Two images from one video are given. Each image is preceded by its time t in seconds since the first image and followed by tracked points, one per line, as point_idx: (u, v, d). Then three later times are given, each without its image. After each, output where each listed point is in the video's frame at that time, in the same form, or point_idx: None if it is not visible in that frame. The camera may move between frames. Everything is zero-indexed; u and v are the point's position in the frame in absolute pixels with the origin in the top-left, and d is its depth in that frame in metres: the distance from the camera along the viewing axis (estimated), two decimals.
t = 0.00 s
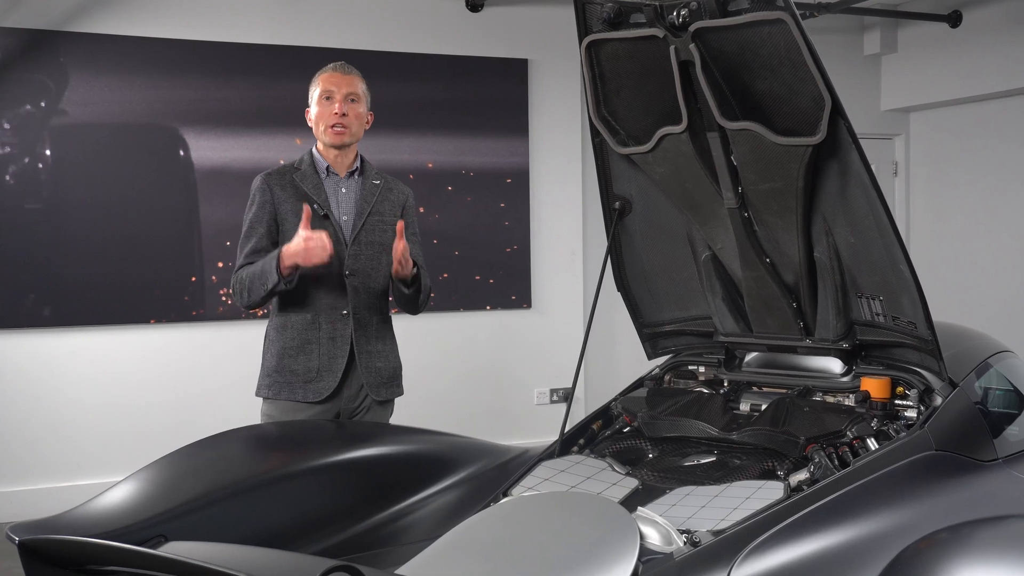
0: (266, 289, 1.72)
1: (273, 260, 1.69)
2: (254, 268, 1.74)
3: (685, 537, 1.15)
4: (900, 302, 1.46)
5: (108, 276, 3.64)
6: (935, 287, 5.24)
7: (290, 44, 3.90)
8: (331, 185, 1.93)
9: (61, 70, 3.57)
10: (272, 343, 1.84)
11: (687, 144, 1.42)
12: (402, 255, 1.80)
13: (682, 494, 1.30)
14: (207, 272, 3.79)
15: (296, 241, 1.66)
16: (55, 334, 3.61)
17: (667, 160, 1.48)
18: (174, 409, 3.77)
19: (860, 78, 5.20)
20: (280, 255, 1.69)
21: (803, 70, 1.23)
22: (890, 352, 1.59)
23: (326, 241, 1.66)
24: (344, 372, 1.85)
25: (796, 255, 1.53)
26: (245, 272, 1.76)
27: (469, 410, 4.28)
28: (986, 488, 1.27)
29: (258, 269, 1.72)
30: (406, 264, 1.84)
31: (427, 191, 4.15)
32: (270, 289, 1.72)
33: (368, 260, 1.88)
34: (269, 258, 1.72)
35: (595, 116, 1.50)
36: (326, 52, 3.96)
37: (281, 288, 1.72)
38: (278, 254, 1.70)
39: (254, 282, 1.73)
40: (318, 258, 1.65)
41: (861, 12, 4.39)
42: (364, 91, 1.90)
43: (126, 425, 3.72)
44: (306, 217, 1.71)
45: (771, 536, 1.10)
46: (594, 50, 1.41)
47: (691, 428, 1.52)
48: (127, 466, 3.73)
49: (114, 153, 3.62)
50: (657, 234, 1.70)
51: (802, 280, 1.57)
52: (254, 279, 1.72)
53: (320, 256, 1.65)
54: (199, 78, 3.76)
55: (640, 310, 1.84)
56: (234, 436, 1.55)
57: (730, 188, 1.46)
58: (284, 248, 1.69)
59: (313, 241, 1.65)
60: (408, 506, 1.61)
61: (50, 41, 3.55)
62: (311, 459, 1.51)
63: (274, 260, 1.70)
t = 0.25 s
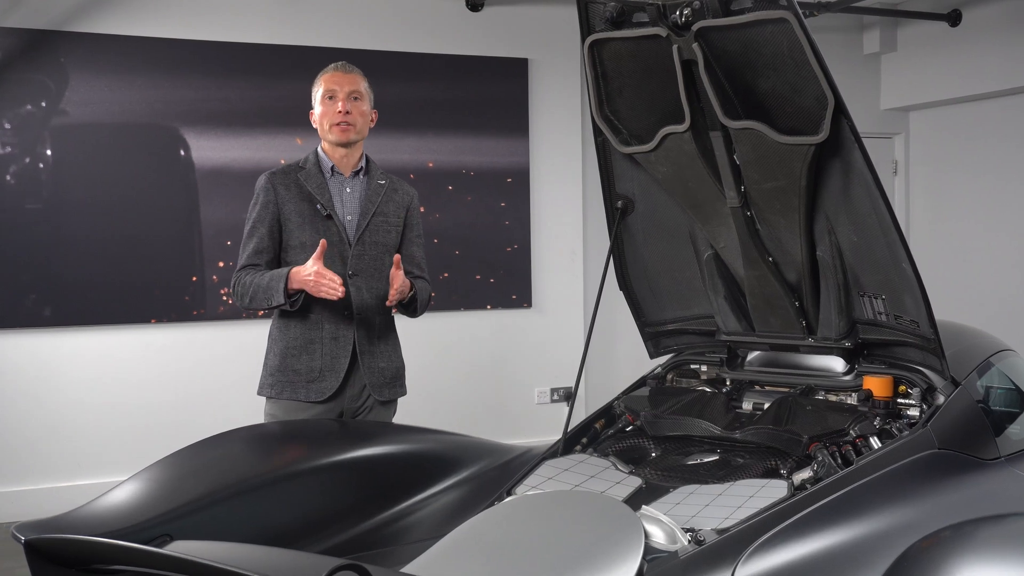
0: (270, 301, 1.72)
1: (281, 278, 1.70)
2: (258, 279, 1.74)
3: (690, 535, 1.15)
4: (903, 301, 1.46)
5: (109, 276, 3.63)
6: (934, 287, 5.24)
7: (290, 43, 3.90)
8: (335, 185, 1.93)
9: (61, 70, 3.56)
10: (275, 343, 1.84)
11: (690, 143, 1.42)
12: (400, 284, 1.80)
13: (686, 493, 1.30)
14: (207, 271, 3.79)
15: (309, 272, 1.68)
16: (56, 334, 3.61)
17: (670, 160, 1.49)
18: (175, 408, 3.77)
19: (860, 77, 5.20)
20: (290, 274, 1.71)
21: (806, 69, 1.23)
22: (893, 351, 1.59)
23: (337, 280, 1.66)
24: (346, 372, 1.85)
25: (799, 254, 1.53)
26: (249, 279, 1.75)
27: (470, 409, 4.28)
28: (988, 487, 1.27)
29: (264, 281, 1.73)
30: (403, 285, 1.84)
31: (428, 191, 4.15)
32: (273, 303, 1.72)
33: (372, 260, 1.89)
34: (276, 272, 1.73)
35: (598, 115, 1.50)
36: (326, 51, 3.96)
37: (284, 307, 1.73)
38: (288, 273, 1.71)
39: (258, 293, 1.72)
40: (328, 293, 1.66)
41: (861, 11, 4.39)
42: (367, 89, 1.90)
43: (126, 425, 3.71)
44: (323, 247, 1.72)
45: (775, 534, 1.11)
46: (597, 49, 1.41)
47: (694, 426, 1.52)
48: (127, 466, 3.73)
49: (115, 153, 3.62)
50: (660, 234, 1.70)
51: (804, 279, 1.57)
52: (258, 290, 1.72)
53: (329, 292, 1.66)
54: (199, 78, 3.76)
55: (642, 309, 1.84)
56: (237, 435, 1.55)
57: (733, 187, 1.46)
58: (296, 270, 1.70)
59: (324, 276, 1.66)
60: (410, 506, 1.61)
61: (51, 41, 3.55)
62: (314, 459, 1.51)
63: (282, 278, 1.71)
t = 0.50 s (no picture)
0: (273, 302, 1.73)
1: (285, 279, 1.71)
2: (261, 280, 1.74)
3: (692, 534, 1.16)
4: (904, 300, 1.47)
5: (108, 276, 3.63)
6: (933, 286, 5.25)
7: (290, 43, 3.90)
8: (337, 185, 1.93)
9: (61, 69, 3.56)
10: (275, 342, 1.84)
11: (692, 142, 1.43)
12: (399, 286, 1.79)
13: (688, 491, 1.30)
14: (207, 271, 3.79)
15: (311, 273, 1.68)
16: (56, 334, 3.60)
17: (671, 159, 1.49)
18: (175, 408, 3.78)
19: (859, 77, 5.20)
20: (294, 276, 1.71)
21: (807, 68, 1.23)
22: (893, 350, 1.59)
23: (337, 283, 1.65)
24: (347, 372, 1.86)
25: (800, 253, 1.54)
26: (252, 280, 1.76)
27: (469, 409, 4.28)
28: (990, 485, 1.27)
29: (267, 282, 1.73)
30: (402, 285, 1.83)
31: (427, 191, 4.16)
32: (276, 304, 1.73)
33: (373, 261, 1.89)
34: (280, 273, 1.73)
35: (600, 115, 1.51)
36: (326, 51, 3.96)
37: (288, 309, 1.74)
38: (292, 275, 1.71)
39: (261, 294, 1.73)
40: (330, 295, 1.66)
41: (860, 11, 4.39)
42: (369, 90, 1.89)
43: (126, 425, 3.71)
44: (327, 248, 1.71)
45: (778, 532, 1.11)
46: (599, 48, 1.41)
47: (695, 425, 1.54)
48: (127, 466, 3.73)
49: (114, 153, 3.62)
50: (661, 233, 1.70)
51: (805, 278, 1.57)
52: (261, 291, 1.73)
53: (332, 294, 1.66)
54: (198, 77, 3.76)
55: (643, 309, 1.84)
56: (239, 435, 1.55)
57: (735, 186, 1.46)
58: (300, 272, 1.70)
59: (326, 278, 1.66)
60: (410, 505, 1.61)
61: (50, 40, 3.55)
62: (315, 458, 1.51)
63: (286, 280, 1.71)
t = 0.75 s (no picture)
0: (277, 300, 1.73)
1: (289, 275, 1.70)
2: (266, 278, 1.74)
3: (694, 532, 1.16)
4: (904, 299, 1.47)
5: (108, 275, 3.63)
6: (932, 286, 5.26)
7: (289, 42, 3.90)
8: (338, 184, 1.93)
9: (60, 68, 3.56)
10: (277, 341, 1.84)
11: (693, 141, 1.43)
12: (401, 280, 1.78)
13: (689, 490, 1.31)
14: (207, 270, 3.79)
15: (316, 268, 1.67)
16: (55, 333, 3.60)
17: (672, 158, 1.49)
18: (174, 407, 3.78)
19: (858, 76, 5.20)
20: (298, 272, 1.70)
21: (808, 67, 1.24)
22: (893, 349, 1.60)
23: (344, 277, 1.66)
24: (347, 372, 1.86)
25: (800, 252, 1.54)
26: (255, 278, 1.76)
27: (469, 408, 4.28)
28: (989, 484, 1.28)
29: (272, 279, 1.73)
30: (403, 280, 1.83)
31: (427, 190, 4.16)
32: (280, 302, 1.73)
33: (374, 260, 1.90)
34: (284, 269, 1.72)
35: (601, 114, 1.51)
36: (325, 50, 3.96)
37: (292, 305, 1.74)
38: (296, 271, 1.71)
39: (265, 291, 1.73)
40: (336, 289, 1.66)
41: (859, 10, 4.39)
42: (370, 89, 1.89)
43: (126, 425, 3.71)
44: (332, 243, 1.71)
45: (779, 530, 1.11)
46: (601, 47, 1.41)
47: (696, 424, 1.54)
48: (127, 465, 3.72)
49: (114, 152, 3.62)
50: (661, 232, 1.70)
51: (805, 277, 1.58)
52: (265, 288, 1.73)
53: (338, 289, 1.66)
54: (198, 76, 3.75)
55: (643, 308, 1.84)
56: (240, 434, 1.55)
57: (736, 185, 1.47)
58: (304, 268, 1.69)
59: (333, 273, 1.66)
60: (411, 504, 1.61)
61: (50, 39, 3.54)
62: (317, 457, 1.51)
63: (290, 276, 1.71)
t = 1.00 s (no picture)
0: (279, 308, 1.75)
1: (292, 288, 1.72)
2: (268, 284, 1.75)
3: (697, 531, 1.16)
4: (905, 299, 1.47)
5: (108, 275, 3.63)
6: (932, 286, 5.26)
7: (289, 42, 3.90)
8: (341, 184, 1.93)
9: (60, 68, 3.56)
10: (279, 342, 1.84)
11: (694, 141, 1.43)
12: (400, 295, 1.79)
13: (692, 490, 1.31)
14: (207, 271, 3.79)
15: (320, 284, 1.70)
16: (56, 333, 3.60)
17: (674, 158, 1.49)
18: (175, 407, 3.78)
19: (857, 76, 5.21)
20: (301, 284, 1.73)
21: (810, 68, 1.24)
22: (894, 349, 1.60)
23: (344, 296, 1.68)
24: (349, 373, 1.86)
25: (802, 252, 1.54)
26: (257, 282, 1.76)
27: (469, 408, 4.28)
28: (991, 484, 1.28)
29: (275, 288, 1.74)
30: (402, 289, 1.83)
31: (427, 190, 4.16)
32: (282, 311, 1.75)
33: (376, 261, 1.90)
34: (288, 279, 1.74)
35: (603, 115, 1.51)
36: (325, 50, 3.96)
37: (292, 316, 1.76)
38: (299, 283, 1.73)
39: (267, 298, 1.74)
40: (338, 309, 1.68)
41: (859, 11, 4.40)
42: (373, 88, 1.89)
43: (126, 425, 3.71)
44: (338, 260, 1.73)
45: (781, 530, 1.11)
46: (602, 48, 1.41)
47: (698, 424, 1.54)
48: (128, 465, 3.73)
49: (114, 153, 3.62)
50: (663, 232, 1.70)
51: (806, 277, 1.58)
52: (268, 295, 1.74)
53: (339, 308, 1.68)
54: (198, 76, 3.75)
55: (645, 308, 1.84)
56: (241, 434, 1.55)
57: (738, 186, 1.47)
58: (308, 282, 1.71)
59: (335, 292, 1.68)
60: (413, 504, 1.62)
61: (50, 40, 3.54)
62: (318, 457, 1.51)
63: (293, 287, 1.73)
